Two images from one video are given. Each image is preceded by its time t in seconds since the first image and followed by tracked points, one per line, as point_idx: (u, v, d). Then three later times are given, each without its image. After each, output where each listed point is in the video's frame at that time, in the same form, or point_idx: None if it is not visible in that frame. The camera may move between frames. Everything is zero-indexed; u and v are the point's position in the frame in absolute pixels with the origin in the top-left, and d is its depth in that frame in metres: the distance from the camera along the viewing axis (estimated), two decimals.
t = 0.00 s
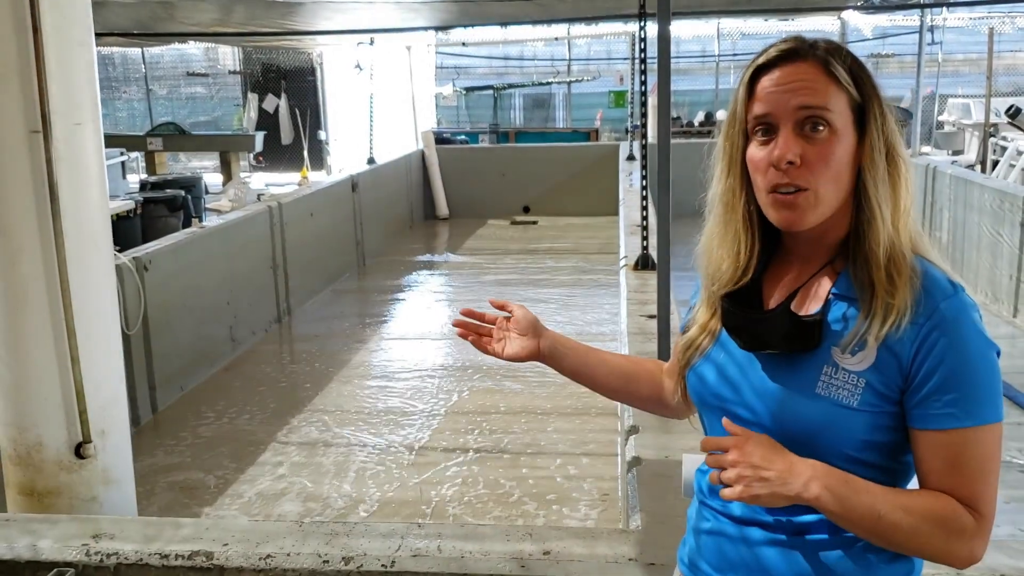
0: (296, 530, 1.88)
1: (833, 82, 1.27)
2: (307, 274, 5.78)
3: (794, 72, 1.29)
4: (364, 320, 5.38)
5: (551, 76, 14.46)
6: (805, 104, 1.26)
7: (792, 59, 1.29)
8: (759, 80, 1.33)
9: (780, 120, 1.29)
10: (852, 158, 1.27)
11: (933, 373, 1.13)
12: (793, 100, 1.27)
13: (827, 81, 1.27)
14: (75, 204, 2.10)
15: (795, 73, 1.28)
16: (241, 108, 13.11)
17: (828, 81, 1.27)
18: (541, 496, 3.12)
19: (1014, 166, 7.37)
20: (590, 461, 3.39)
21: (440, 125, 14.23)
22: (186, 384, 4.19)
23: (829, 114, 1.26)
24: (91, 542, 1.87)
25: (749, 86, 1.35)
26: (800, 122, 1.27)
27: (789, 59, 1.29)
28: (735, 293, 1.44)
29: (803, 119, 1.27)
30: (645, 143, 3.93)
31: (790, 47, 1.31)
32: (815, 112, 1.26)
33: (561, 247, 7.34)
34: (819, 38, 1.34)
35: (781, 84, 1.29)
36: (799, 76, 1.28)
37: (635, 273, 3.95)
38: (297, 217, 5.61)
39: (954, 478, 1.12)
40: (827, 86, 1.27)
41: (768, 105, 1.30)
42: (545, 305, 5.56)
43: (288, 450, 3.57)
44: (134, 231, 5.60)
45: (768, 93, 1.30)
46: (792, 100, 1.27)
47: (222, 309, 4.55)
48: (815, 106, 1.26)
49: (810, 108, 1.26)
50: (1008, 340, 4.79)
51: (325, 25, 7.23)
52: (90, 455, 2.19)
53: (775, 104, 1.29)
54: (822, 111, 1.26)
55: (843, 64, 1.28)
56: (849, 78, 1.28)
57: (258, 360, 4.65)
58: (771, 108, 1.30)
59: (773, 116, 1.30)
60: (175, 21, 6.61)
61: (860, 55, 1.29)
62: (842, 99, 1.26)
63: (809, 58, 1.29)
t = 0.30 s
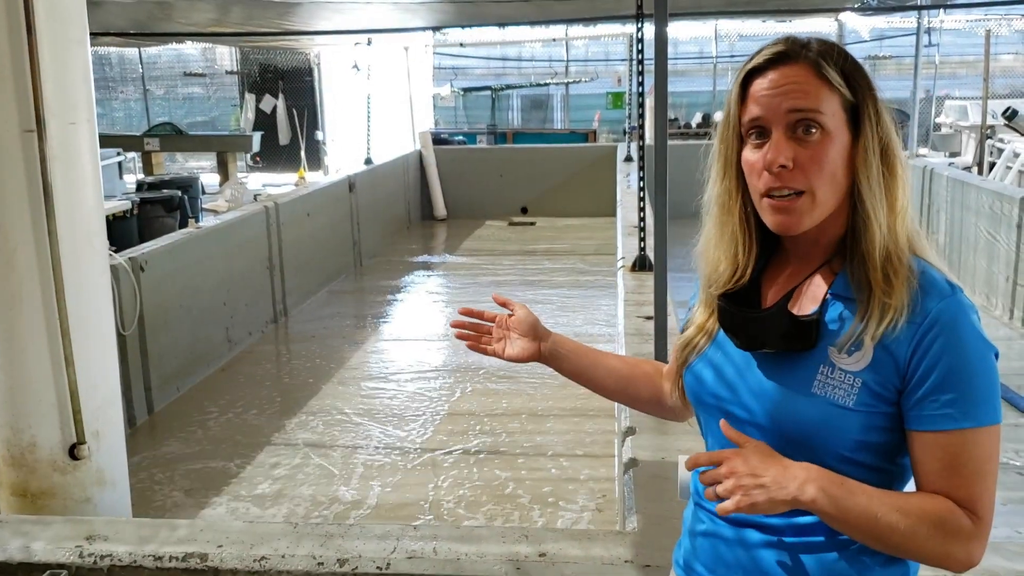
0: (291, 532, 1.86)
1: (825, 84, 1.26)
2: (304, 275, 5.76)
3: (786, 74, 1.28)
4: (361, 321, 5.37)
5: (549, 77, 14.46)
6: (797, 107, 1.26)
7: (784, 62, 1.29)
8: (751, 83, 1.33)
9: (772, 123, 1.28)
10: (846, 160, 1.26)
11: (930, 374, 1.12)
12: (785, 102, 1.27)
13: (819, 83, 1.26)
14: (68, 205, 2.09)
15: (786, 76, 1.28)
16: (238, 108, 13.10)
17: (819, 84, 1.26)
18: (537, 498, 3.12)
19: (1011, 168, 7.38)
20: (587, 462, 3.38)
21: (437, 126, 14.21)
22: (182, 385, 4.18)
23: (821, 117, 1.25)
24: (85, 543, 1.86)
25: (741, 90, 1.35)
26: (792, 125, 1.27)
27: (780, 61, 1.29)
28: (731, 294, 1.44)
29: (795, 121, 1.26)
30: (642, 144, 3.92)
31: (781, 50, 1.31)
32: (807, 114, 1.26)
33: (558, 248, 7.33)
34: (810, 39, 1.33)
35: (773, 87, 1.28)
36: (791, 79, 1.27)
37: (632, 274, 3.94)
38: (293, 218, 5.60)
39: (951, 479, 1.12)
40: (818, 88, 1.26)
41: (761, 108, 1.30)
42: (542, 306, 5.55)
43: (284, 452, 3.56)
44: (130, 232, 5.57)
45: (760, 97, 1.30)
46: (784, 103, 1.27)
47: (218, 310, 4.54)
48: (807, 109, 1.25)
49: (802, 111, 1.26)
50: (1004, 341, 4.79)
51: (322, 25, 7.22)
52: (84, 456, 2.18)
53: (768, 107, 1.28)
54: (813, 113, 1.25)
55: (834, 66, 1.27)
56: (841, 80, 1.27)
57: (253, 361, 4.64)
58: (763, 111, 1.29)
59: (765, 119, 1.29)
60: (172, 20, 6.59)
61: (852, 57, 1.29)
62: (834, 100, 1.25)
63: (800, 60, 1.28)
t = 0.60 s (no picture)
0: (285, 547, 1.76)
1: (832, 96, 1.30)
2: (301, 285, 5.76)
3: (794, 84, 1.32)
4: (358, 331, 5.37)
5: (546, 88, 14.53)
6: (803, 118, 1.29)
7: (793, 72, 1.32)
8: (760, 92, 1.36)
9: (777, 133, 1.32)
10: (848, 172, 1.30)
11: (923, 387, 1.15)
12: (791, 113, 1.30)
13: (825, 95, 1.30)
14: (66, 218, 2.09)
15: (794, 87, 1.31)
16: (237, 119, 13.13)
17: (826, 96, 1.29)
18: (535, 510, 3.11)
19: (1007, 178, 7.41)
20: (585, 473, 3.38)
21: (435, 136, 14.24)
22: (179, 396, 4.17)
23: (826, 129, 1.28)
24: (80, 557, 1.77)
25: (750, 97, 1.39)
26: (797, 135, 1.30)
27: (789, 72, 1.33)
28: (729, 302, 1.48)
29: (800, 132, 1.29)
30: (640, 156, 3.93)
31: (791, 60, 1.34)
32: (813, 126, 1.29)
33: (556, 258, 7.34)
34: (820, 51, 1.37)
35: (781, 97, 1.32)
36: (798, 90, 1.31)
37: (630, 285, 3.94)
38: (291, 229, 5.60)
39: (944, 494, 1.14)
40: (825, 100, 1.29)
41: (767, 116, 1.33)
42: (540, 316, 5.56)
43: (281, 464, 3.55)
44: (128, 243, 5.58)
45: (767, 106, 1.33)
46: (790, 113, 1.30)
47: (216, 321, 4.54)
48: (813, 120, 1.28)
49: (807, 122, 1.29)
50: (1001, 351, 4.80)
51: (321, 37, 7.25)
52: (80, 469, 2.17)
53: (773, 117, 1.32)
54: (819, 125, 1.28)
55: (842, 79, 1.31)
56: (847, 93, 1.30)
57: (250, 372, 4.63)
58: (769, 121, 1.33)
59: (770, 129, 1.32)
60: (171, 33, 6.61)
61: (860, 71, 1.32)
62: (840, 113, 1.28)
63: (809, 72, 1.32)
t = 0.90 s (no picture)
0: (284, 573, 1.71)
1: (829, 117, 1.30)
2: (302, 313, 5.75)
3: (790, 106, 1.33)
4: (360, 358, 5.36)
5: (546, 115, 14.62)
6: (800, 140, 1.30)
7: (789, 94, 1.34)
8: (758, 113, 1.37)
9: (774, 154, 1.33)
10: (847, 192, 1.30)
11: (925, 408, 1.15)
12: (788, 134, 1.31)
13: (822, 116, 1.30)
14: (66, 247, 2.09)
15: (790, 108, 1.33)
16: (238, 147, 13.21)
17: (822, 116, 1.30)
18: (538, 537, 3.07)
19: (1008, 203, 7.41)
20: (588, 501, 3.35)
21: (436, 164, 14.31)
22: (180, 425, 4.14)
23: (824, 150, 1.29)
24: None
25: (748, 120, 1.40)
26: (793, 156, 1.30)
27: (786, 94, 1.34)
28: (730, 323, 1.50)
29: (797, 153, 1.30)
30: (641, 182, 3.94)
31: (788, 82, 1.35)
32: (811, 146, 1.29)
33: (557, 284, 7.34)
34: (818, 72, 1.37)
35: (779, 119, 1.33)
36: (795, 111, 1.32)
37: (631, 310, 3.94)
38: (293, 257, 5.60)
39: (947, 517, 1.13)
40: (822, 121, 1.30)
41: (764, 138, 1.34)
42: (542, 342, 5.54)
43: (282, 492, 3.52)
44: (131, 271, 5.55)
45: (765, 128, 1.35)
46: (787, 134, 1.31)
47: (217, 349, 4.53)
48: (810, 141, 1.29)
49: (804, 143, 1.30)
50: (1006, 376, 4.78)
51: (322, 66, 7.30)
52: (80, 497, 2.15)
53: (771, 139, 1.33)
54: (817, 146, 1.29)
55: (839, 99, 1.31)
56: (845, 114, 1.31)
57: (252, 400, 4.61)
58: (766, 143, 1.34)
59: (768, 150, 1.34)
60: (174, 62, 6.66)
61: (858, 91, 1.32)
62: (837, 133, 1.29)
63: (806, 93, 1.33)
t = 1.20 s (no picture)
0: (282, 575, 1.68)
1: (808, 107, 1.31)
2: (303, 318, 5.74)
3: (769, 101, 1.34)
4: (361, 363, 5.34)
5: (547, 120, 14.61)
6: (782, 130, 1.30)
7: (767, 91, 1.36)
8: (740, 113, 1.39)
9: (758, 147, 1.33)
10: (836, 180, 1.29)
11: (932, 415, 1.14)
12: (770, 126, 1.32)
13: (802, 106, 1.31)
14: (63, 250, 2.08)
15: (770, 103, 1.34)
16: (239, 152, 13.21)
17: (802, 106, 1.31)
18: (537, 541, 3.06)
19: (1009, 207, 7.39)
20: (589, 505, 3.33)
21: (437, 168, 14.31)
22: (179, 429, 4.13)
23: (807, 137, 1.29)
24: None
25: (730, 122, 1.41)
26: (778, 146, 1.30)
27: (765, 92, 1.36)
28: (732, 330, 1.48)
29: (780, 142, 1.30)
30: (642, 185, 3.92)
31: (764, 81, 1.37)
32: (793, 134, 1.29)
33: (557, 288, 7.32)
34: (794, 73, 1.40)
35: (760, 114, 1.34)
36: (775, 104, 1.33)
37: (631, 313, 3.92)
38: (293, 261, 5.59)
39: (953, 526, 1.12)
40: (803, 110, 1.30)
41: (748, 133, 1.35)
42: (542, 346, 5.53)
43: (280, 496, 3.51)
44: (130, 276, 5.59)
45: (748, 123, 1.35)
46: (769, 126, 1.32)
47: (218, 353, 4.52)
48: (791, 129, 1.29)
49: (787, 131, 1.30)
50: (1008, 380, 4.76)
51: (322, 69, 7.29)
52: (77, 501, 2.14)
53: (754, 133, 1.34)
54: (798, 133, 1.29)
55: (815, 90, 1.33)
56: (824, 102, 1.32)
57: (253, 404, 4.59)
58: (750, 136, 1.34)
59: (752, 144, 1.34)
60: (173, 66, 6.66)
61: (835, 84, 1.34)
62: (817, 120, 1.29)
63: (783, 88, 1.34)
